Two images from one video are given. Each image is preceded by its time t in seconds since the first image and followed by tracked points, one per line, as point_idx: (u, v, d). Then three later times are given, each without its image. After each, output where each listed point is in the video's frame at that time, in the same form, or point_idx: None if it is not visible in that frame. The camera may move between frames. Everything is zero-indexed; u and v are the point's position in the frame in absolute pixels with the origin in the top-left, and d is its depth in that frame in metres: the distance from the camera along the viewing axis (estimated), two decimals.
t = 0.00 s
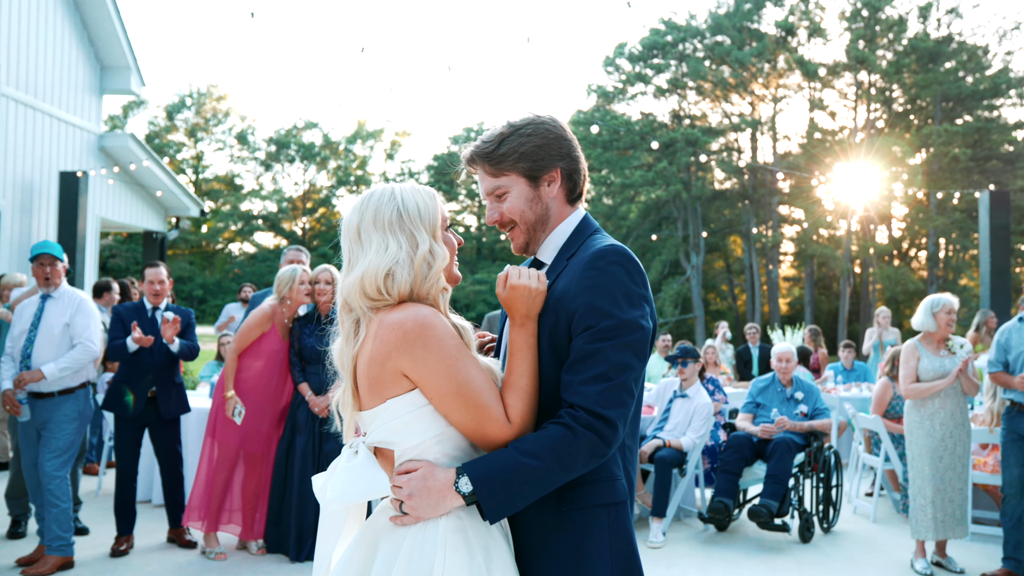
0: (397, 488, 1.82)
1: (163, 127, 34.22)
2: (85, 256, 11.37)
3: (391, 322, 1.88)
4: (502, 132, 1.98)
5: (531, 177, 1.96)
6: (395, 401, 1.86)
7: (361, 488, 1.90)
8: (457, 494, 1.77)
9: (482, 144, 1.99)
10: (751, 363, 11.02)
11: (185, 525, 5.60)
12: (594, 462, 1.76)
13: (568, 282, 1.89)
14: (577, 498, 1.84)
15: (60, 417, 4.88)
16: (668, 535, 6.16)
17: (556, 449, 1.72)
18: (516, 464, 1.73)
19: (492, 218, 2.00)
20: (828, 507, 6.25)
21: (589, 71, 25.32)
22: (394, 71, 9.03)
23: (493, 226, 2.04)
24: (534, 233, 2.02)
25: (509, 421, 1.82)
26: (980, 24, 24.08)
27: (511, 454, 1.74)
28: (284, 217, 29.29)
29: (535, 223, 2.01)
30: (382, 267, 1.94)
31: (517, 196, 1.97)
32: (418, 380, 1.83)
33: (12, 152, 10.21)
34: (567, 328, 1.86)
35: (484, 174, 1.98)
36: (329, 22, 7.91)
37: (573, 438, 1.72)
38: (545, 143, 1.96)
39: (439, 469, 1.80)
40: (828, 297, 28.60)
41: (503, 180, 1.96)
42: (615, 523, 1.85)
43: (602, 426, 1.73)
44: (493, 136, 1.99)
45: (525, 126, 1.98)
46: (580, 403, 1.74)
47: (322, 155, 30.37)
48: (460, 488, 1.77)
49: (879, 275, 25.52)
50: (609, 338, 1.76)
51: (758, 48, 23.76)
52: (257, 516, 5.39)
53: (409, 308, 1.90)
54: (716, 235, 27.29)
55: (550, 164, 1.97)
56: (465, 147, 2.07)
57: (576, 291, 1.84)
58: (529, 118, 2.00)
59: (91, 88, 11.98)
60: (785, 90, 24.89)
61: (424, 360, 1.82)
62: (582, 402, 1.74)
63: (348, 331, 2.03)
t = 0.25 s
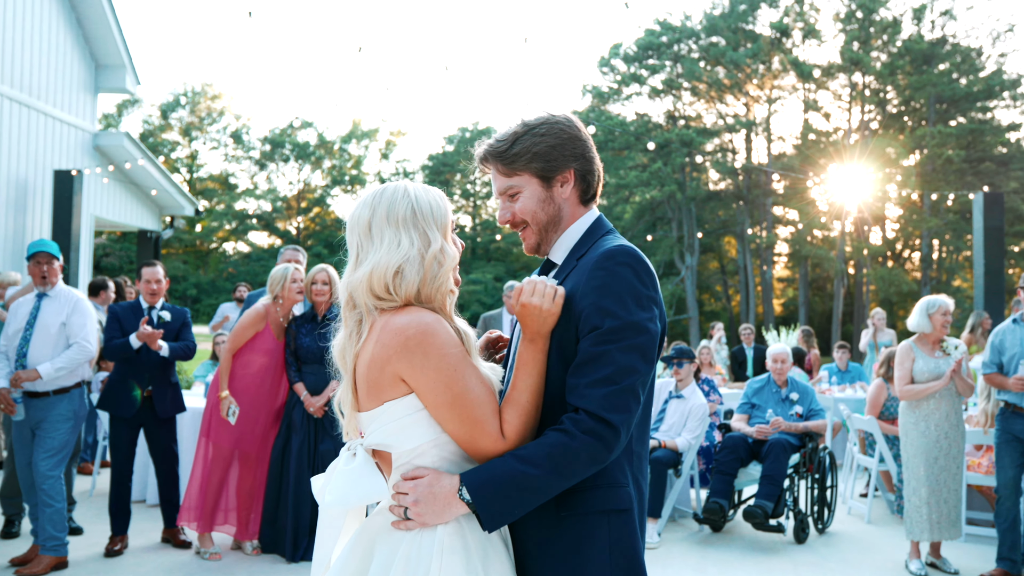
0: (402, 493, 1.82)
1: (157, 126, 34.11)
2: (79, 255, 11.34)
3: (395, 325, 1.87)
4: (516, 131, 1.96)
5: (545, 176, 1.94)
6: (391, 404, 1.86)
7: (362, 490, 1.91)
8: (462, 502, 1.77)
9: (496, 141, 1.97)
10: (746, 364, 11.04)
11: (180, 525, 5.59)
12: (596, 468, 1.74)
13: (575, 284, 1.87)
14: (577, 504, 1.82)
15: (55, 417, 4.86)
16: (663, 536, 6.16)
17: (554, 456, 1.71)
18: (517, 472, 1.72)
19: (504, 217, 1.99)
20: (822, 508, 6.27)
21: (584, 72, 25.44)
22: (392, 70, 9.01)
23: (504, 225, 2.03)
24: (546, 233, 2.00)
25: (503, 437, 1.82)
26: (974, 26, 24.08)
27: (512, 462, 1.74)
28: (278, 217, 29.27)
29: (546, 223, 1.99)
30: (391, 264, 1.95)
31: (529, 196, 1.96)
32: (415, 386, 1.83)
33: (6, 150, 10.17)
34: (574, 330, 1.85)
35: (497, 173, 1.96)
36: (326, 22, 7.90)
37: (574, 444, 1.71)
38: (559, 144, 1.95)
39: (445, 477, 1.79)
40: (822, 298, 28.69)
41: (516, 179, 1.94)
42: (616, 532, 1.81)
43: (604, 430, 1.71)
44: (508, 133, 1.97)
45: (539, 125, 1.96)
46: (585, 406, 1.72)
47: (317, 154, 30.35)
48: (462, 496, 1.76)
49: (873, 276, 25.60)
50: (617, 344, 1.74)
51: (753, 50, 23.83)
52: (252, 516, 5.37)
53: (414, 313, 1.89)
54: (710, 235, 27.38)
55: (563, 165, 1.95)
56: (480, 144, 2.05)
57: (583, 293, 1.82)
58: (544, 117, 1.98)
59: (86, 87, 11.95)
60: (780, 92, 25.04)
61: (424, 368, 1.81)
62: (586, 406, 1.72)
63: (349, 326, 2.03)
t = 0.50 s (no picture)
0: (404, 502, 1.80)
1: (146, 125, 33.92)
2: (67, 255, 11.28)
3: (389, 329, 1.87)
4: (524, 130, 1.86)
5: (551, 177, 1.84)
6: (382, 407, 1.87)
7: (354, 493, 1.93)
8: (464, 513, 1.72)
9: (506, 139, 1.88)
10: (735, 366, 11.09)
11: (168, 527, 5.56)
12: (598, 473, 1.68)
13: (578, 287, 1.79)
14: (577, 509, 1.76)
15: (43, 418, 4.83)
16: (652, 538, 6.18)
17: (554, 464, 1.65)
18: (516, 481, 1.67)
19: (510, 218, 1.89)
20: (811, 510, 6.30)
21: (575, 74, 25.58)
22: (384, 71, 8.99)
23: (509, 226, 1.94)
24: (551, 234, 1.91)
25: (483, 453, 1.79)
26: (962, 32, 24.15)
27: (511, 471, 1.69)
28: (267, 217, 29.21)
29: (552, 225, 1.89)
30: (404, 261, 1.96)
31: (535, 196, 1.86)
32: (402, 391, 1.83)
33: None
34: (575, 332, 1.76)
35: (504, 171, 1.86)
36: (319, 23, 7.88)
37: (574, 451, 1.64)
38: (568, 143, 1.84)
39: (447, 487, 1.75)
40: (810, 301, 28.86)
41: (523, 178, 1.85)
42: (618, 537, 1.74)
43: (606, 434, 1.64)
44: (517, 131, 1.87)
45: (548, 124, 1.86)
46: (587, 410, 1.65)
47: (307, 155, 30.30)
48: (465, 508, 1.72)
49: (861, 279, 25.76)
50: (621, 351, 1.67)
51: (743, 53, 23.88)
52: (242, 518, 5.35)
53: (409, 317, 1.88)
54: (699, 238, 27.50)
55: (572, 166, 1.85)
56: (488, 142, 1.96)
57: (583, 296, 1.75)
58: (554, 116, 1.88)
59: (75, 86, 11.88)
60: (769, 95, 25.12)
61: (413, 374, 1.81)
62: (588, 410, 1.66)
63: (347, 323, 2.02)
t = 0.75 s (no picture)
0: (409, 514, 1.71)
1: (135, 124, 33.74)
2: (55, 254, 11.21)
3: (381, 329, 1.86)
4: (521, 131, 1.87)
5: (547, 178, 1.84)
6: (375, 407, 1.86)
7: (348, 499, 1.88)
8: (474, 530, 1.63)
9: (501, 142, 1.89)
10: (724, 367, 11.12)
11: (157, 527, 5.53)
12: (606, 480, 1.61)
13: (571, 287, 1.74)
14: (582, 513, 1.69)
15: (31, 419, 4.79)
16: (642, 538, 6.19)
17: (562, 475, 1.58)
18: (518, 492, 1.59)
19: (507, 220, 1.89)
20: (800, 511, 6.33)
21: (565, 75, 25.70)
22: (376, 71, 8.98)
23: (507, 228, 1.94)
24: (549, 236, 1.90)
25: (467, 462, 1.74)
26: (951, 34, 24.34)
27: (513, 482, 1.61)
28: (256, 217, 29.14)
29: (549, 226, 1.89)
30: (401, 263, 1.96)
31: (531, 198, 1.86)
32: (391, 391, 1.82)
33: None
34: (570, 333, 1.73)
35: (500, 173, 1.87)
36: (310, 22, 7.86)
37: (575, 456, 1.57)
38: (564, 144, 1.84)
39: (454, 501, 1.65)
40: (798, 302, 28.99)
41: (518, 180, 1.85)
42: (623, 542, 1.68)
43: (612, 440, 1.58)
44: (513, 133, 1.88)
45: (544, 125, 1.86)
46: (592, 417, 1.59)
47: (296, 154, 30.23)
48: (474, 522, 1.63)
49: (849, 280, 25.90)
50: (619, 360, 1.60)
51: (733, 55, 23.89)
52: (231, 518, 5.32)
53: (402, 317, 1.87)
54: (688, 239, 27.60)
55: (567, 168, 1.84)
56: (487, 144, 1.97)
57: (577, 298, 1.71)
58: (550, 117, 1.88)
59: (64, 85, 11.81)
60: (759, 97, 25.22)
61: (401, 374, 1.80)
62: (593, 415, 1.59)
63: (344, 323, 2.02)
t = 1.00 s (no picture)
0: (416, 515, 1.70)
1: (122, 123, 33.50)
2: (42, 254, 11.13)
3: (368, 327, 1.85)
4: (508, 133, 1.87)
5: (535, 180, 1.84)
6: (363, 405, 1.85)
7: (336, 500, 1.89)
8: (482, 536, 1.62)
9: (490, 143, 1.89)
10: (712, 367, 11.16)
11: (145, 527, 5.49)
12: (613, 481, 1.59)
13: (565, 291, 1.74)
14: (591, 515, 1.67)
15: (18, 420, 4.76)
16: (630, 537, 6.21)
17: (571, 481, 1.55)
18: (525, 498, 1.57)
19: (498, 222, 1.90)
20: (789, 510, 6.36)
21: (553, 75, 25.77)
22: (366, 71, 8.97)
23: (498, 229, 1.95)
24: (539, 236, 1.90)
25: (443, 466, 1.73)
26: (937, 36, 24.49)
27: (521, 486, 1.59)
28: (244, 216, 29.03)
29: (538, 227, 1.89)
30: (386, 263, 1.95)
31: (520, 201, 1.86)
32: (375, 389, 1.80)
33: None
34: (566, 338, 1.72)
35: (489, 175, 1.88)
36: (300, 22, 7.84)
37: (585, 459, 1.55)
38: (550, 145, 1.84)
39: (461, 507, 1.64)
40: (786, 302, 29.13)
41: (508, 183, 1.85)
42: (629, 544, 1.66)
43: (619, 445, 1.56)
44: (501, 136, 1.88)
45: (531, 126, 1.86)
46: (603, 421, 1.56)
47: (284, 154, 30.13)
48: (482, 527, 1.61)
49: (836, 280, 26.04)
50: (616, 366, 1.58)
51: (721, 55, 24.04)
52: (219, 518, 5.30)
53: (388, 317, 1.86)
54: (677, 239, 27.69)
55: (553, 169, 1.84)
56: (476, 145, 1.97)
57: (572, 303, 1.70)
58: (538, 117, 1.88)
59: (51, 83, 11.73)
60: (747, 97, 25.08)
61: (384, 373, 1.78)
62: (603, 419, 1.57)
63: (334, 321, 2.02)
